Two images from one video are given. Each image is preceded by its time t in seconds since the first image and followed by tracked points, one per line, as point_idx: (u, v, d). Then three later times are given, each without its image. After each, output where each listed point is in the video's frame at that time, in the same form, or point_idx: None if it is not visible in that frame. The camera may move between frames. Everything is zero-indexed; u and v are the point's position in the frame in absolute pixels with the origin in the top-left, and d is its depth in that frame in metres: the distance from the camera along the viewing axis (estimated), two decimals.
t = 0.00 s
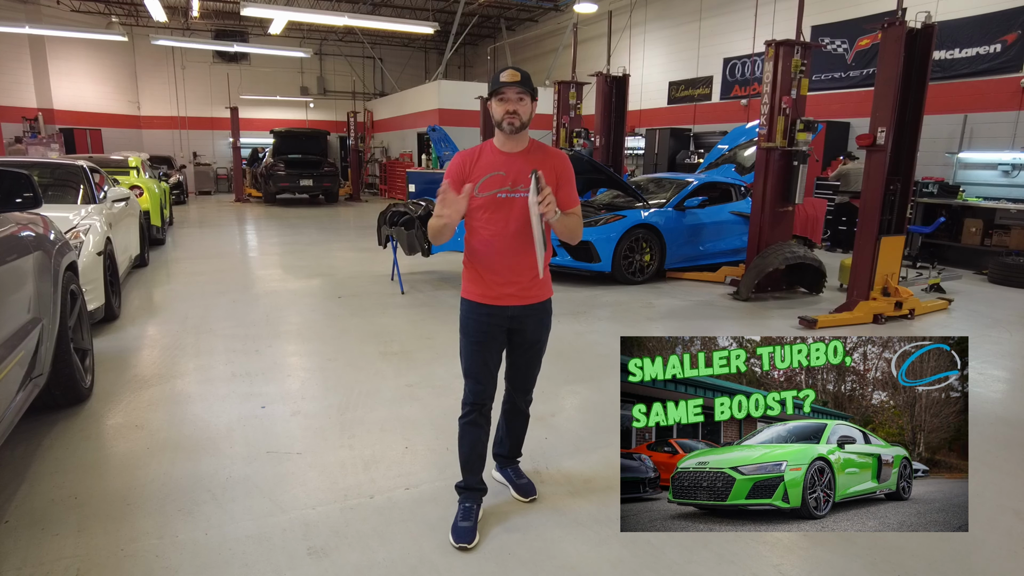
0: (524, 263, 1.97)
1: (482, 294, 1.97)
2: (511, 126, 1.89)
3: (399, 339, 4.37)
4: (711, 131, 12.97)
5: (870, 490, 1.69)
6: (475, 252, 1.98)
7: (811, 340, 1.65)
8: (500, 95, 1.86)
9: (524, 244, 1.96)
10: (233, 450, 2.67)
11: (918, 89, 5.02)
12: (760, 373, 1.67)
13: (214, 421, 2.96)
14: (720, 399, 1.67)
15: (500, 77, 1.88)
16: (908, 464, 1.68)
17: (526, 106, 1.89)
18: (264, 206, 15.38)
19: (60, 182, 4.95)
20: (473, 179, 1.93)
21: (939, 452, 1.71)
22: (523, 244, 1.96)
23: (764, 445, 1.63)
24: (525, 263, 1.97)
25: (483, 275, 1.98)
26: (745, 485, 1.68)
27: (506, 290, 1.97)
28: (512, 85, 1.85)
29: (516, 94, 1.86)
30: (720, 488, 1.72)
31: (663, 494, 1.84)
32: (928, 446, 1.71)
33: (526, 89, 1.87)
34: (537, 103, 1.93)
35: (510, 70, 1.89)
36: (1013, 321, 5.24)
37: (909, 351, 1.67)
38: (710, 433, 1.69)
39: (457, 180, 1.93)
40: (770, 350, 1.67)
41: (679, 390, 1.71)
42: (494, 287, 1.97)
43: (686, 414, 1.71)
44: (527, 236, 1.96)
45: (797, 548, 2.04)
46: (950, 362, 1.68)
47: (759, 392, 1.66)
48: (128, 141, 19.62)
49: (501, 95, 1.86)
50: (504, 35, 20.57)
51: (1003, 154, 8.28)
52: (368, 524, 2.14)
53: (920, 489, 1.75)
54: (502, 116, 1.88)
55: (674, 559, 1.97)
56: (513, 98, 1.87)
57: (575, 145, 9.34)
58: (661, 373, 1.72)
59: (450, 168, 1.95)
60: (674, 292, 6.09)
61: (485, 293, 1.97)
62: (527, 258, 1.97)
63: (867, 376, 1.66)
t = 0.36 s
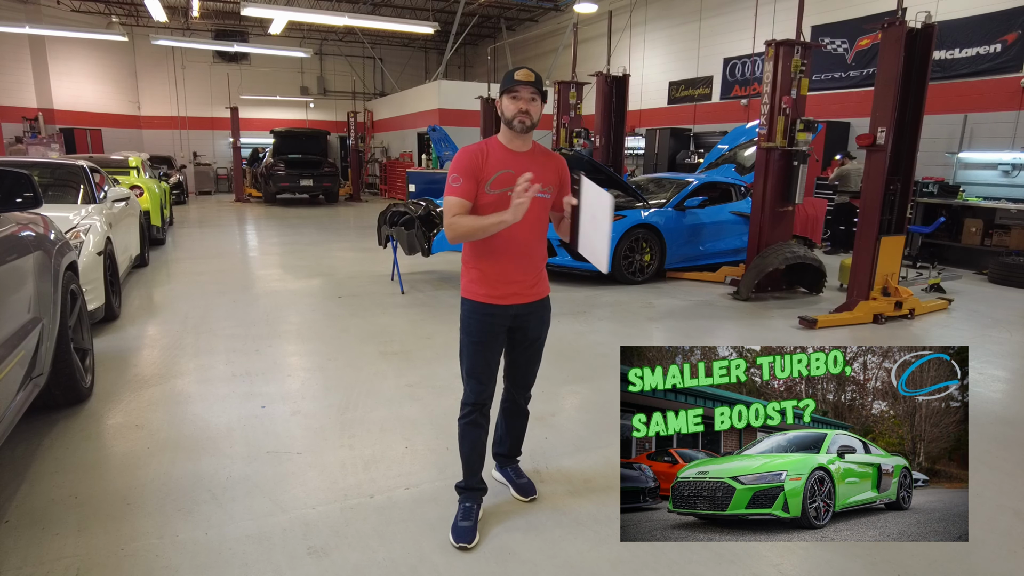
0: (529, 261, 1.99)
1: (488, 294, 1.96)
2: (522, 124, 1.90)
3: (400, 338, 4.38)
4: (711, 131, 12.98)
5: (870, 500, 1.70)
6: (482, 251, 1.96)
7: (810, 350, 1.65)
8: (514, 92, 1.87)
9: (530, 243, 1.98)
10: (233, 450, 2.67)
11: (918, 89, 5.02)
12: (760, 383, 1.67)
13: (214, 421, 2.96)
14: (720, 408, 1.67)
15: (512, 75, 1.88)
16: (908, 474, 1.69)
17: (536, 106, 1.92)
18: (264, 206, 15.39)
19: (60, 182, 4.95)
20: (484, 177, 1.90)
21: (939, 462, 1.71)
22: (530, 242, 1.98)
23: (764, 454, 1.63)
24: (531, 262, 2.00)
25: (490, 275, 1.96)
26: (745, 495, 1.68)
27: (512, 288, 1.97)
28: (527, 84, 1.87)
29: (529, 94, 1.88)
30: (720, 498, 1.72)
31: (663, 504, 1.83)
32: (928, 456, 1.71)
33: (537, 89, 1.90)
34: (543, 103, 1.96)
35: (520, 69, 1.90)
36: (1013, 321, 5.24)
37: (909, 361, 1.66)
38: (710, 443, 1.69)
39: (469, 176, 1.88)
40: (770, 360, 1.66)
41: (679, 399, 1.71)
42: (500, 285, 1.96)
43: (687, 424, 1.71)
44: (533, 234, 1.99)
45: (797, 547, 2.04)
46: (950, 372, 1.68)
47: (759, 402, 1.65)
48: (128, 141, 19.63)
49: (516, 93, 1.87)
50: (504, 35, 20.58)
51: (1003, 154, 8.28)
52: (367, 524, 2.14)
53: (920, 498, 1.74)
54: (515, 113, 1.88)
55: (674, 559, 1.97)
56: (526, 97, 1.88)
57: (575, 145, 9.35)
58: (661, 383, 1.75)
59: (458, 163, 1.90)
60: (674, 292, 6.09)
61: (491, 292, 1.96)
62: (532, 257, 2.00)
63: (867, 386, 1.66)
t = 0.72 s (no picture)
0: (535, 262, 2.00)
1: (493, 294, 1.96)
2: (521, 125, 1.90)
3: (399, 338, 4.37)
4: (711, 131, 12.99)
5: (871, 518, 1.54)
6: (486, 252, 1.96)
7: (811, 366, 1.52)
8: (511, 94, 1.87)
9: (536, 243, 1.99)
10: (233, 449, 2.67)
11: (918, 89, 5.02)
12: (760, 401, 1.53)
13: (214, 421, 2.96)
14: (720, 426, 1.54)
15: (510, 76, 1.87)
16: (908, 491, 1.56)
17: (535, 105, 1.91)
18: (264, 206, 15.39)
19: (60, 181, 4.95)
20: (487, 178, 1.90)
21: (938, 478, 1.59)
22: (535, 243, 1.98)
23: (764, 472, 1.48)
24: (536, 262, 2.01)
25: (496, 275, 1.96)
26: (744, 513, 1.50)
27: (517, 287, 1.98)
28: (524, 85, 1.86)
29: (526, 94, 1.88)
30: (720, 515, 1.55)
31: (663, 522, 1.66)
32: (928, 473, 1.59)
33: (535, 89, 1.90)
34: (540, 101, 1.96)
35: (517, 69, 1.89)
36: (1013, 321, 5.24)
37: (908, 378, 1.57)
38: (710, 460, 1.54)
39: (472, 178, 1.87)
40: (770, 377, 1.54)
41: (678, 417, 1.61)
42: (505, 285, 1.96)
43: (686, 442, 1.60)
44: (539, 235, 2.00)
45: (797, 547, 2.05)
46: (951, 390, 1.57)
47: (759, 419, 1.52)
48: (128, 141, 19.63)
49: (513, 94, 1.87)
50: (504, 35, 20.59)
51: (1003, 154, 8.28)
52: (368, 523, 2.14)
53: (919, 516, 1.61)
54: (513, 114, 1.88)
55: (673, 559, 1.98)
56: (524, 98, 1.88)
57: (575, 145, 9.35)
58: (662, 400, 1.62)
59: (461, 164, 1.89)
60: (674, 292, 6.08)
61: (497, 292, 1.96)
62: (538, 257, 2.01)
63: (866, 403, 1.54)
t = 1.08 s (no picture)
0: (533, 261, 1.98)
1: (489, 293, 1.96)
2: (516, 126, 1.90)
3: (399, 338, 4.37)
4: (711, 131, 12.99)
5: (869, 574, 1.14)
6: (482, 252, 1.97)
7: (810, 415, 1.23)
8: (503, 95, 1.88)
9: (533, 243, 1.97)
10: (233, 449, 2.67)
11: (918, 89, 5.02)
12: (759, 451, 1.22)
13: (215, 420, 2.96)
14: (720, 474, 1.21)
15: (502, 77, 1.88)
16: (907, 543, 1.20)
17: (530, 105, 1.90)
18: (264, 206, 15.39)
19: (60, 181, 4.96)
20: (480, 179, 1.92)
21: (939, 530, 1.24)
22: (531, 244, 1.96)
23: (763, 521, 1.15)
24: (535, 262, 1.98)
25: (493, 276, 1.96)
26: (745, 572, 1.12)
27: (514, 288, 1.97)
28: (516, 85, 1.86)
29: (519, 94, 1.87)
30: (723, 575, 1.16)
31: None
32: (928, 524, 1.23)
33: (529, 88, 1.88)
34: (538, 101, 1.94)
35: (512, 70, 1.89)
36: (1013, 321, 5.23)
37: (908, 430, 1.26)
38: (711, 510, 1.20)
39: (464, 179, 1.90)
40: (770, 427, 1.23)
41: (678, 467, 1.26)
42: (502, 285, 1.96)
43: (687, 491, 1.24)
44: (536, 234, 1.98)
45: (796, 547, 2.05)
46: (952, 442, 1.26)
47: (759, 469, 1.20)
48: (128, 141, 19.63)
49: (506, 96, 1.87)
50: (504, 35, 20.59)
51: (1003, 154, 8.28)
52: (368, 523, 2.14)
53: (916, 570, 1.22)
54: (507, 115, 1.88)
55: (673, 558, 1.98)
56: (517, 98, 1.88)
57: (575, 144, 9.35)
58: (661, 451, 1.29)
59: (456, 166, 1.93)
60: (674, 292, 6.07)
61: (494, 292, 1.96)
62: (538, 257, 1.99)
63: (865, 454, 1.24)
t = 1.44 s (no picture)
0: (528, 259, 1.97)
1: (485, 293, 1.97)
2: (508, 125, 1.90)
3: (399, 338, 4.37)
4: (711, 131, 12.99)
5: None
6: (479, 253, 1.98)
7: (810, 559, 1.51)
8: (493, 94, 1.88)
9: (528, 241, 1.96)
10: (233, 449, 2.67)
11: (918, 89, 5.02)
12: None
13: (215, 420, 2.96)
14: None
15: (492, 76, 1.88)
16: None
17: (521, 102, 1.89)
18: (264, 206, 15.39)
19: (60, 181, 4.96)
20: (473, 180, 1.94)
21: None
22: (526, 243, 1.95)
23: None
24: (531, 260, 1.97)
25: (489, 276, 1.97)
26: None
27: (509, 287, 1.96)
28: (505, 83, 1.85)
29: (509, 92, 1.86)
30: None
31: None
32: None
33: (520, 86, 1.87)
34: (531, 98, 1.93)
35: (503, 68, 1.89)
36: (1013, 321, 5.23)
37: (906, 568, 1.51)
38: None
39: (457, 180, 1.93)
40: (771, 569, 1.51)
41: None
42: (498, 285, 1.96)
43: None
44: (531, 232, 1.96)
45: (796, 547, 2.05)
46: None
47: None
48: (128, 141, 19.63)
49: (496, 95, 1.87)
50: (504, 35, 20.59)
51: (1003, 154, 8.28)
52: (368, 523, 2.14)
53: None
54: (498, 114, 1.89)
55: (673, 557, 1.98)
56: (507, 96, 1.87)
57: (575, 144, 9.35)
58: None
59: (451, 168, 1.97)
60: (674, 292, 6.07)
61: (490, 293, 1.97)
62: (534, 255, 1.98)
63: None
